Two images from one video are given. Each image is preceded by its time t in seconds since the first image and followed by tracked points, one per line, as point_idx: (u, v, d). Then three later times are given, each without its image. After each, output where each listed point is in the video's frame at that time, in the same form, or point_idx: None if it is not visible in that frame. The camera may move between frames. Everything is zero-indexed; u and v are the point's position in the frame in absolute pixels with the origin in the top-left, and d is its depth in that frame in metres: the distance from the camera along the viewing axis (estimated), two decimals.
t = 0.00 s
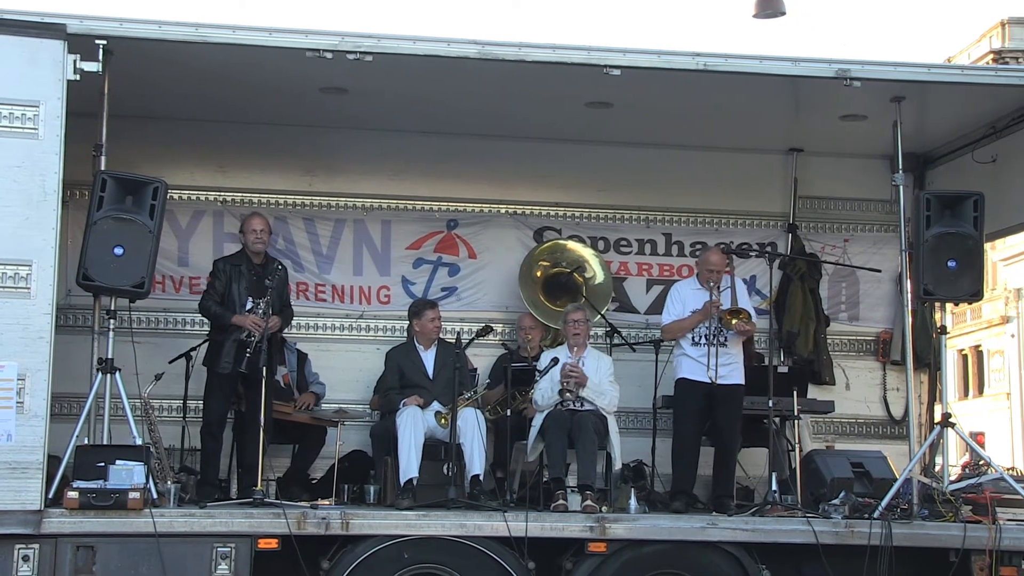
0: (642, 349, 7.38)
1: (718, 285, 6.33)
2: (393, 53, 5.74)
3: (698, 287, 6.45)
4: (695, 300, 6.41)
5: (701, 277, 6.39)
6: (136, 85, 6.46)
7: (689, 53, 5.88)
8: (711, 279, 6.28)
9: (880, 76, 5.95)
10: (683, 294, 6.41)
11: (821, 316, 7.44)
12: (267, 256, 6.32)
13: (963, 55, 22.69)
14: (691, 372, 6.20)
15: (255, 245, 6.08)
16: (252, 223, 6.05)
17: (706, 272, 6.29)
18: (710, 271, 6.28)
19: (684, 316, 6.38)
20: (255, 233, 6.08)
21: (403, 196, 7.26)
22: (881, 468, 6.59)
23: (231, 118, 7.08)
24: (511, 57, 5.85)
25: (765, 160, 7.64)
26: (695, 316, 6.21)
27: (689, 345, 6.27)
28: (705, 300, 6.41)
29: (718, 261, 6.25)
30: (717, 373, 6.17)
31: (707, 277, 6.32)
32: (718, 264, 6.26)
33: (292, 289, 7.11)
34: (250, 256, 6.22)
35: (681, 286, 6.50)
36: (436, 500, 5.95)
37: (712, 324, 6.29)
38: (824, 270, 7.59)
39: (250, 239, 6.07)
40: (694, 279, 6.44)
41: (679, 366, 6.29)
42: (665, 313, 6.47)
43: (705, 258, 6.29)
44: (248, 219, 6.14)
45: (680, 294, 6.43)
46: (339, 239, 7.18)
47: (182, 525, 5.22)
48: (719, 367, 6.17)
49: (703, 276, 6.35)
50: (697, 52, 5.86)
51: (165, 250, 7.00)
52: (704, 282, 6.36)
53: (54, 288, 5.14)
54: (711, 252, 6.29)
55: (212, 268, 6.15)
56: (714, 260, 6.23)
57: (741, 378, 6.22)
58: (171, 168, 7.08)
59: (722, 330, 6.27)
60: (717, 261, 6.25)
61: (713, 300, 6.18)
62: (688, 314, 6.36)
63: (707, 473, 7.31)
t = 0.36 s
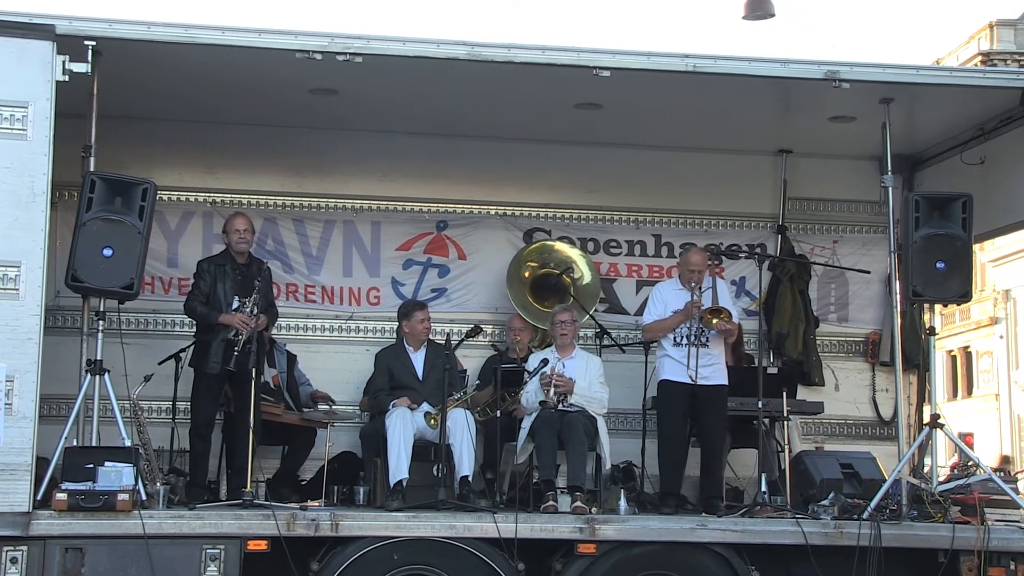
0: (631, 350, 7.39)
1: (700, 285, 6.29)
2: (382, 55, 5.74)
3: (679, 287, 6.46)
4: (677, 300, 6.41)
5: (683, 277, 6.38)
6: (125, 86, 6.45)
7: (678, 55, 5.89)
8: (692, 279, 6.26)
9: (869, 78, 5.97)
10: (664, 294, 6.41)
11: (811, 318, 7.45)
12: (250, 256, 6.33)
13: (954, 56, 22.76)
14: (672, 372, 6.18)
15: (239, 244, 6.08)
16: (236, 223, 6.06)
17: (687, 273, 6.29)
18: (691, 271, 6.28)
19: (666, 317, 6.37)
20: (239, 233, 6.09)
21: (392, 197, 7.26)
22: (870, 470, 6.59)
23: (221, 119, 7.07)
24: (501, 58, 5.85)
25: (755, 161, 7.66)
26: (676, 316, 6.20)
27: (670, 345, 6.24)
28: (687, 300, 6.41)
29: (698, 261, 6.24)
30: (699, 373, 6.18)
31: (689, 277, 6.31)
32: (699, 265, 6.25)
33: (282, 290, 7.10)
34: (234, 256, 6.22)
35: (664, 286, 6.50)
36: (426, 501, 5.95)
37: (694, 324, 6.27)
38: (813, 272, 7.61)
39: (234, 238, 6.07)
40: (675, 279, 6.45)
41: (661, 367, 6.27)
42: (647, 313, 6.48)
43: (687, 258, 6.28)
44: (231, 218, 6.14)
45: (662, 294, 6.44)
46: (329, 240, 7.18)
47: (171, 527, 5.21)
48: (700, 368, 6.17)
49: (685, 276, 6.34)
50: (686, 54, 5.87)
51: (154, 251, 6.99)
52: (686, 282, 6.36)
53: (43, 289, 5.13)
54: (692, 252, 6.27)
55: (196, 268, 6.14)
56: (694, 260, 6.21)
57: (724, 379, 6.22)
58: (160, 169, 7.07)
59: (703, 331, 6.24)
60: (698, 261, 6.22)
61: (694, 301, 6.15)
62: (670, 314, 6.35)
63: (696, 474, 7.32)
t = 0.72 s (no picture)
0: (622, 353, 7.39)
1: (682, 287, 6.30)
2: (372, 58, 5.74)
3: (661, 290, 6.44)
4: (660, 303, 6.40)
5: (664, 280, 6.36)
6: (115, 88, 6.43)
7: (669, 58, 5.88)
8: (673, 281, 6.24)
9: (860, 81, 5.96)
10: (647, 297, 6.40)
11: (801, 321, 7.44)
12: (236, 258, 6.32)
13: (947, 59, 22.79)
14: (654, 375, 6.20)
15: (225, 247, 6.07)
16: (222, 225, 6.06)
17: (667, 276, 6.27)
18: (672, 274, 6.24)
19: (649, 321, 6.36)
20: (225, 235, 6.09)
21: (382, 200, 7.25)
22: (861, 473, 6.54)
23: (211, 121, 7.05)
24: (491, 61, 5.84)
25: (746, 164, 7.65)
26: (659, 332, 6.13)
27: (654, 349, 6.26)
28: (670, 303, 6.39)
29: (679, 264, 6.20)
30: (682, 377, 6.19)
31: (670, 280, 6.29)
32: (679, 268, 6.22)
33: (271, 294, 7.09)
34: (220, 259, 6.21)
35: (647, 290, 6.48)
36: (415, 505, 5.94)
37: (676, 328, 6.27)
38: (803, 274, 7.60)
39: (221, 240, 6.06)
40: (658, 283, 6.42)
41: (645, 370, 6.29)
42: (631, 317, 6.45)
43: (667, 261, 6.27)
44: (218, 221, 6.13)
45: (644, 298, 6.41)
46: (319, 243, 7.16)
47: (161, 531, 5.19)
48: (683, 371, 6.18)
49: (666, 279, 6.33)
50: (676, 57, 5.85)
51: (143, 254, 6.97)
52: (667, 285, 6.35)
53: (31, 293, 5.12)
54: (673, 254, 6.24)
55: (183, 271, 6.12)
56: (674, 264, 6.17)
57: (707, 382, 6.22)
58: (150, 172, 7.05)
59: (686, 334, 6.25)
60: (677, 264, 6.21)
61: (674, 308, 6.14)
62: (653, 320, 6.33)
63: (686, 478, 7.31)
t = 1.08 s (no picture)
0: (617, 355, 7.36)
1: (671, 288, 6.25)
2: (367, 59, 5.71)
3: (651, 291, 6.40)
4: (649, 305, 6.36)
5: (653, 281, 6.30)
6: (108, 89, 6.40)
7: (665, 59, 5.85)
8: (662, 283, 6.18)
9: (857, 82, 5.93)
10: (636, 299, 6.35)
11: (797, 323, 7.42)
12: (229, 261, 6.28)
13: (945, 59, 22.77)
14: (645, 378, 6.16)
15: (217, 249, 6.04)
16: (215, 228, 6.02)
17: (656, 277, 6.21)
18: (661, 275, 6.19)
19: (638, 323, 6.33)
20: (217, 238, 6.05)
21: (377, 202, 7.22)
22: (857, 475, 6.53)
23: (205, 122, 7.02)
24: (487, 61, 5.81)
25: (741, 165, 7.61)
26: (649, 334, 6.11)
27: (644, 351, 6.22)
28: (658, 303, 6.36)
29: (668, 265, 6.16)
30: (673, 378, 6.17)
31: (660, 281, 6.23)
32: (669, 269, 6.17)
33: (265, 295, 7.06)
34: (212, 261, 6.18)
35: (635, 291, 6.44)
36: (409, 508, 5.91)
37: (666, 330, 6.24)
38: (799, 276, 7.58)
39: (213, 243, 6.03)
40: (647, 284, 6.38)
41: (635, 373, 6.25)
42: (621, 320, 6.40)
43: (657, 263, 6.20)
44: (210, 224, 6.10)
45: (633, 300, 6.37)
46: (313, 245, 7.13)
47: (154, 534, 5.16)
48: (673, 373, 6.17)
49: (655, 280, 6.27)
50: (672, 58, 5.83)
51: (136, 255, 6.94)
52: (656, 286, 6.28)
53: (24, 294, 5.09)
54: (663, 255, 6.19)
55: (175, 273, 6.10)
56: (664, 265, 6.11)
57: (698, 383, 6.21)
58: (144, 173, 7.02)
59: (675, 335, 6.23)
60: (668, 266, 6.15)
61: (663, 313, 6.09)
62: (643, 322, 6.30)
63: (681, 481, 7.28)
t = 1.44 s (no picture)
0: (614, 354, 7.32)
1: (666, 287, 6.20)
2: (362, 56, 5.65)
3: (645, 291, 6.37)
4: (643, 304, 6.32)
5: (648, 281, 6.26)
6: (101, 86, 6.35)
7: (663, 56, 5.81)
8: (658, 282, 6.14)
9: (856, 79, 5.89)
10: (630, 298, 6.31)
11: (796, 323, 7.36)
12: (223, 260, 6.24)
13: (943, 56, 22.73)
14: (640, 378, 6.12)
15: (208, 248, 6.00)
16: (206, 227, 5.98)
17: (652, 276, 6.17)
18: (656, 274, 6.15)
19: (632, 322, 6.28)
20: (209, 237, 6.01)
21: (372, 200, 7.17)
22: (856, 476, 6.52)
23: (199, 120, 6.98)
24: (484, 59, 5.76)
25: (740, 163, 7.57)
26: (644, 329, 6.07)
27: (638, 351, 6.17)
28: (652, 302, 6.32)
29: (665, 264, 6.13)
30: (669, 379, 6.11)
31: (655, 281, 6.18)
32: (665, 268, 6.14)
33: (260, 294, 7.01)
34: (205, 260, 6.15)
35: (629, 290, 6.39)
36: (405, 509, 5.87)
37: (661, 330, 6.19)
38: (798, 275, 7.54)
39: (204, 242, 5.99)
40: (641, 283, 6.35)
41: (629, 373, 6.20)
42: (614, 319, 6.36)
43: (652, 261, 6.17)
44: (202, 223, 6.06)
45: (627, 299, 6.33)
46: (309, 243, 7.08)
47: (148, 534, 5.12)
48: (670, 373, 6.11)
49: (650, 279, 6.22)
50: (670, 55, 5.78)
51: (131, 254, 6.89)
52: (651, 286, 6.24)
53: (17, 293, 5.03)
54: (658, 254, 6.16)
55: (168, 272, 6.08)
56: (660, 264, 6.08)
57: (692, 383, 6.17)
58: (138, 171, 6.97)
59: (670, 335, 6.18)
60: (664, 264, 6.11)
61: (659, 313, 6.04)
62: (637, 321, 6.25)
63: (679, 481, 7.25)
